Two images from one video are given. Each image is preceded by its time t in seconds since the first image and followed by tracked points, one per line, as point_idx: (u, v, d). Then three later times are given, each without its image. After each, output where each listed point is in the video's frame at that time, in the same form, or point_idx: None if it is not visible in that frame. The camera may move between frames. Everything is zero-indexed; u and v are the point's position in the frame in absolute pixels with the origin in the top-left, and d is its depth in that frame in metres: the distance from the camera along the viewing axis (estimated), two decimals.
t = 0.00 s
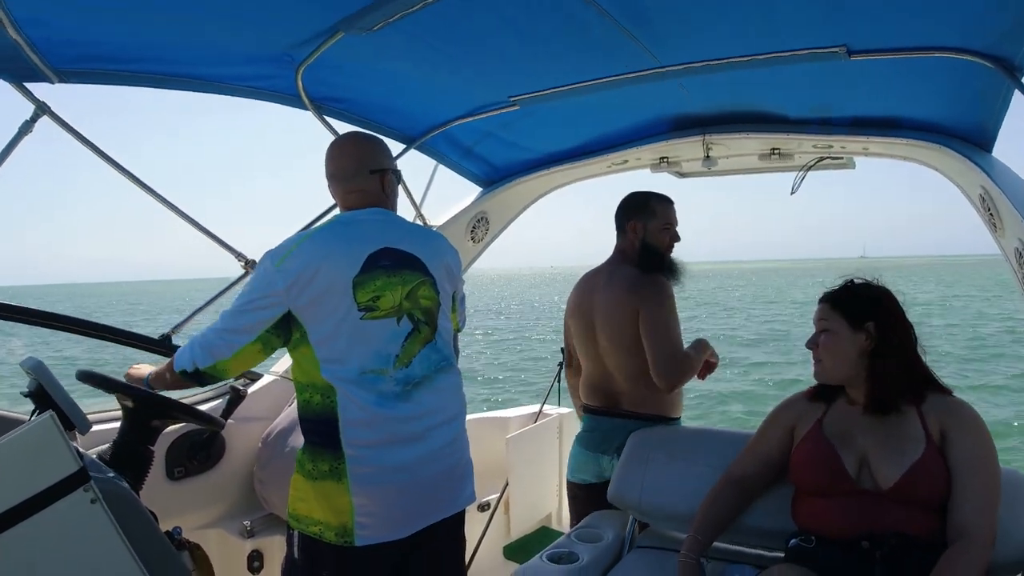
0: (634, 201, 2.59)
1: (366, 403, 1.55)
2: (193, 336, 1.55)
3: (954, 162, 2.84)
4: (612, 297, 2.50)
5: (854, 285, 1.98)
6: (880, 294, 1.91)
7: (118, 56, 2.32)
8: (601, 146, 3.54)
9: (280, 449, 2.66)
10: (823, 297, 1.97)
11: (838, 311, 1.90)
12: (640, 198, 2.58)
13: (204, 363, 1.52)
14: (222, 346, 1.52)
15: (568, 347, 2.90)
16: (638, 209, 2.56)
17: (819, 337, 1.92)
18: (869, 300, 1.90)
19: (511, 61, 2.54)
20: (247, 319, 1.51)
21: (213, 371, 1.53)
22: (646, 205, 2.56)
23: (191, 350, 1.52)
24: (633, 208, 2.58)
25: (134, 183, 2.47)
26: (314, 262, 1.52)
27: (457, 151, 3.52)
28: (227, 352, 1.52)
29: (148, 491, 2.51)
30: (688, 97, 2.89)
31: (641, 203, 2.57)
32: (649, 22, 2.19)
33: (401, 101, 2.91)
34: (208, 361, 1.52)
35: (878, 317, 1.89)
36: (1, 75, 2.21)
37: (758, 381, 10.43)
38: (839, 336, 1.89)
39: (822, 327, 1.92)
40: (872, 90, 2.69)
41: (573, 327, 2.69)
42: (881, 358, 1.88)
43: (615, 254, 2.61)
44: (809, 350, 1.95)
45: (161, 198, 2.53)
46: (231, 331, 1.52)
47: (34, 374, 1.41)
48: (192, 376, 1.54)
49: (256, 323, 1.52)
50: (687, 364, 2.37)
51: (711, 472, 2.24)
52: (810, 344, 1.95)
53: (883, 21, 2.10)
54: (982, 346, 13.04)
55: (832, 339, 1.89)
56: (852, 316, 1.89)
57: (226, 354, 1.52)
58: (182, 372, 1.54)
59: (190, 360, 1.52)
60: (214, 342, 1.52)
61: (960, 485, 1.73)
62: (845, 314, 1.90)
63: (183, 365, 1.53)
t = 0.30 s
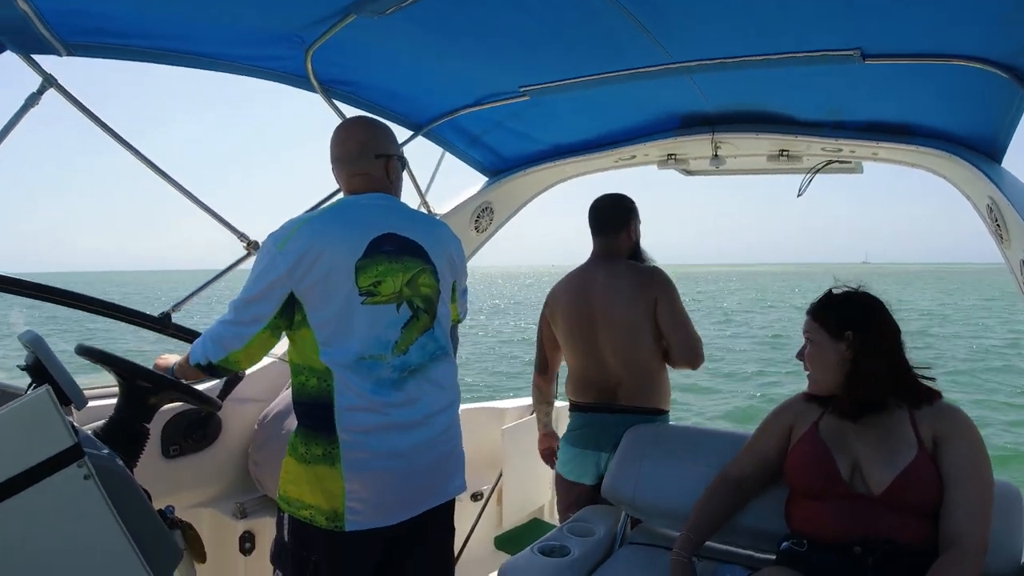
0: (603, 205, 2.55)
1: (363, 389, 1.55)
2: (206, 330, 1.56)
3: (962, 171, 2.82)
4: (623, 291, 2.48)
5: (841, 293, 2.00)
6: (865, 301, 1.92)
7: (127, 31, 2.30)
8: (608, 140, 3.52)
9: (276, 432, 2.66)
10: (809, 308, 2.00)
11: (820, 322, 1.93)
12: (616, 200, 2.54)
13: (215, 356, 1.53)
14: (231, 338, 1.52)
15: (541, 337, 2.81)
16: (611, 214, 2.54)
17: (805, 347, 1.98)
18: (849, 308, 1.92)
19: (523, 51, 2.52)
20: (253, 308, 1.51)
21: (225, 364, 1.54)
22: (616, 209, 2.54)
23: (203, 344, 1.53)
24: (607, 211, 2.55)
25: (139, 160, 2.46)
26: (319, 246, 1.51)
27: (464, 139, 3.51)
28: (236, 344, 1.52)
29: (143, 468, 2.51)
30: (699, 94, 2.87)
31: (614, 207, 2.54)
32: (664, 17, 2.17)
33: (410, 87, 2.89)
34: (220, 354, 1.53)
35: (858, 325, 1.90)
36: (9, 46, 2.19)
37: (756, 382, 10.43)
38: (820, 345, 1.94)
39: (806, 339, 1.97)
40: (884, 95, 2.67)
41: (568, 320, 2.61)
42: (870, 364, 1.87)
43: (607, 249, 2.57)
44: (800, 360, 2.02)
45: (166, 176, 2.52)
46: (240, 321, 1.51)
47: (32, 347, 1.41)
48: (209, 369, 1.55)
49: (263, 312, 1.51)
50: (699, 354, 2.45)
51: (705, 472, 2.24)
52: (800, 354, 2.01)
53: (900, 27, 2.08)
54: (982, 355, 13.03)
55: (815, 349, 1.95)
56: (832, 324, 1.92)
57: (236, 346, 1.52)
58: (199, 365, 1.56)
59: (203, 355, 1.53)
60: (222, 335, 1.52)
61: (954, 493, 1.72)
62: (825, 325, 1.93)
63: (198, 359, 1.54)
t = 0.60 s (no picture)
0: (590, 204, 2.56)
1: (363, 383, 1.54)
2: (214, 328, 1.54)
3: (960, 176, 2.82)
4: (631, 294, 2.48)
5: (837, 295, 2.00)
6: (862, 303, 1.93)
7: (127, 17, 2.29)
8: (608, 137, 3.52)
9: (268, 423, 2.66)
10: (805, 311, 2.01)
11: (817, 326, 1.94)
12: (603, 199, 2.56)
13: (225, 354, 1.51)
14: (241, 336, 1.50)
15: (527, 333, 2.69)
16: (592, 215, 2.55)
17: (803, 352, 1.98)
18: (846, 311, 1.92)
19: (524, 46, 2.52)
20: (264, 305, 1.48)
21: (236, 361, 1.52)
22: (599, 207, 2.55)
23: (213, 343, 1.52)
24: (591, 209, 2.56)
25: (136, 147, 2.45)
26: (325, 238, 1.50)
27: (463, 133, 3.50)
28: (246, 342, 1.50)
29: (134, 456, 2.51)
30: (698, 93, 2.87)
31: (599, 207, 2.55)
32: (665, 15, 2.16)
33: (410, 79, 2.88)
34: (230, 352, 1.51)
35: (855, 328, 1.91)
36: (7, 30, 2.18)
37: (749, 383, 10.45)
38: (818, 349, 1.94)
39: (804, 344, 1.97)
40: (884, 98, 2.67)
41: (569, 322, 2.54)
42: (870, 365, 1.88)
43: (598, 246, 2.57)
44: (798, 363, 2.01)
45: (163, 164, 2.51)
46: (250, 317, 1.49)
47: (25, 334, 1.39)
48: (221, 368, 1.54)
49: (270, 307, 1.49)
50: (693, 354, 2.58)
51: (697, 471, 2.24)
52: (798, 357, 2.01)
53: (900, 31, 2.08)
54: (975, 360, 13.08)
55: (813, 354, 1.95)
56: (830, 328, 1.92)
57: (247, 344, 1.51)
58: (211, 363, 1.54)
59: (214, 354, 1.51)
60: (231, 333, 1.50)
61: (947, 499, 1.73)
62: (823, 329, 1.93)
63: (209, 357, 1.53)
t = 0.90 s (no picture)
0: (595, 202, 2.53)
1: (352, 383, 1.55)
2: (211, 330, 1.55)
3: (953, 176, 2.84)
4: (638, 297, 2.46)
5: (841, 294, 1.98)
6: (864, 302, 1.92)
7: (122, 20, 2.30)
8: (603, 138, 3.53)
9: (263, 423, 2.66)
10: (807, 309, 1.97)
11: (823, 325, 1.90)
12: (614, 198, 2.52)
13: (224, 355, 1.53)
14: (237, 336, 1.51)
15: (533, 333, 2.66)
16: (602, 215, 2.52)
17: (806, 350, 1.93)
18: (849, 311, 1.90)
19: (518, 47, 2.53)
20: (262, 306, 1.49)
21: (234, 361, 1.54)
22: (609, 204, 2.52)
23: (211, 344, 1.53)
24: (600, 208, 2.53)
25: (131, 149, 2.46)
26: (319, 240, 1.51)
27: (458, 135, 3.51)
28: (243, 342, 1.52)
29: (129, 457, 2.51)
30: (692, 94, 2.88)
31: (611, 205, 2.52)
32: (658, 17, 2.18)
33: (405, 81, 2.89)
34: (228, 352, 1.52)
35: (859, 328, 1.89)
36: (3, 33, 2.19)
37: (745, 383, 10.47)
38: (821, 348, 1.90)
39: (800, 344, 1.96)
40: (877, 99, 2.69)
41: (573, 324, 2.52)
42: (869, 367, 1.88)
43: (604, 247, 2.53)
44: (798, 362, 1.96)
45: (158, 165, 2.51)
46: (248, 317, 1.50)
47: (21, 335, 1.39)
48: (219, 368, 1.55)
49: (266, 307, 1.50)
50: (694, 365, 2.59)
51: (690, 471, 2.26)
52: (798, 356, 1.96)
53: (891, 32, 2.10)
54: (970, 360, 13.12)
55: (817, 352, 1.91)
56: (836, 327, 1.89)
57: (244, 345, 1.52)
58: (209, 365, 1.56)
59: (212, 355, 1.53)
60: (228, 334, 1.51)
61: (941, 499, 1.74)
62: (828, 327, 1.90)
63: (207, 358, 1.54)
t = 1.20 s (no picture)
0: (606, 201, 2.51)
1: (345, 385, 1.54)
2: (172, 303, 1.53)
3: (945, 168, 2.84)
4: (645, 302, 2.45)
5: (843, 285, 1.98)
6: (862, 291, 1.93)
7: (109, 32, 2.30)
8: (595, 140, 3.53)
9: (259, 433, 2.65)
10: (812, 301, 1.95)
11: (838, 315, 1.88)
12: (625, 195, 2.51)
13: (183, 330, 1.51)
14: (203, 315, 1.50)
15: (535, 337, 2.66)
16: (616, 210, 2.50)
17: (819, 344, 1.89)
18: (857, 303, 1.90)
19: (506, 51, 2.53)
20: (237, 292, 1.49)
21: (193, 337, 1.53)
22: (624, 204, 2.50)
23: (171, 317, 1.51)
24: (611, 205, 2.51)
25: (121, 161, 2.45)
26: (307, 241, 1.51)
27: (449, 139, 3.51)
28: (208, 321, 1.51)
29: (125, 470, 2.50)
30: (682, 93, 2.89)
31: (622, 200, 2.51)
32: (644, 16, 2.18)
33: (395, 87, 2.89)
34: (189, 328, 1.51)
35: (874, 318, 1.89)
36: None
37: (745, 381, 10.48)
38: (837, 340, 1.88)
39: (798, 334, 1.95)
40: (866, 93, 2.69)
41: (577, 326, 2.50)
42: (876, 354, 1.88)
43: (613, 251, 2.52)
44: (806, 358, 1.91)
45: (148, 177, 2.51)
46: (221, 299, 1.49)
47: (12, 350, 1.38)
48: (173, 341, 1.54)
49: (242, 293, 1.50)
50: (704, 376, 2.66)
51: (689, 469, 2.26)
52: (809, 351, 1.91)
53: (877, 25, 2.10)
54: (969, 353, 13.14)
55: (836, 346, 1.88)
56: (851, 318, 1.88)
57: (207, 323, 1.51)
58: (162, 338, 1.54)
59: (172, 328, 1.51)
60: (194, 311, 1.50)
61: (937, 491, 1.74)
62: (843, 318, 1.88)
63: (163, 331, 1.52)
